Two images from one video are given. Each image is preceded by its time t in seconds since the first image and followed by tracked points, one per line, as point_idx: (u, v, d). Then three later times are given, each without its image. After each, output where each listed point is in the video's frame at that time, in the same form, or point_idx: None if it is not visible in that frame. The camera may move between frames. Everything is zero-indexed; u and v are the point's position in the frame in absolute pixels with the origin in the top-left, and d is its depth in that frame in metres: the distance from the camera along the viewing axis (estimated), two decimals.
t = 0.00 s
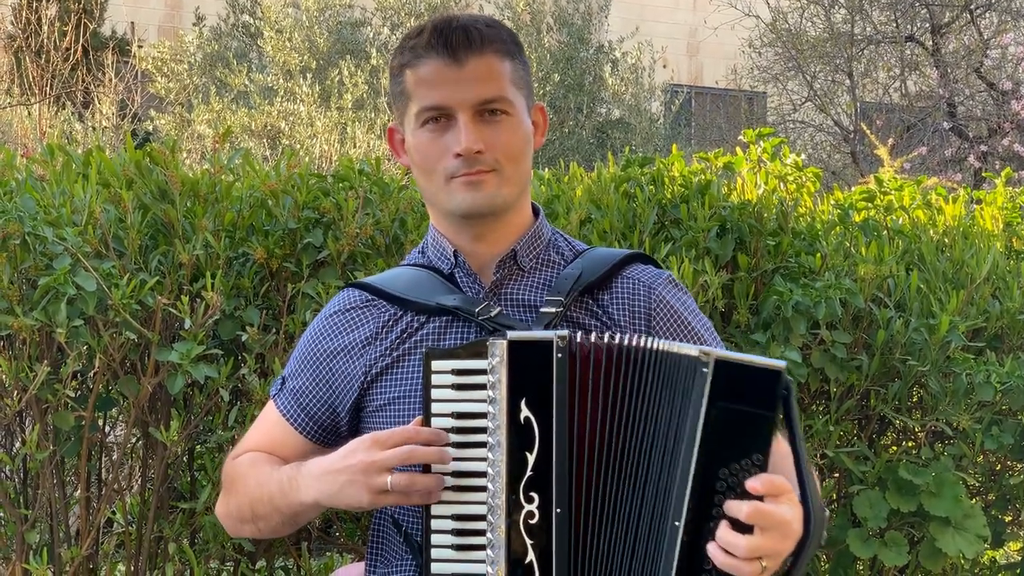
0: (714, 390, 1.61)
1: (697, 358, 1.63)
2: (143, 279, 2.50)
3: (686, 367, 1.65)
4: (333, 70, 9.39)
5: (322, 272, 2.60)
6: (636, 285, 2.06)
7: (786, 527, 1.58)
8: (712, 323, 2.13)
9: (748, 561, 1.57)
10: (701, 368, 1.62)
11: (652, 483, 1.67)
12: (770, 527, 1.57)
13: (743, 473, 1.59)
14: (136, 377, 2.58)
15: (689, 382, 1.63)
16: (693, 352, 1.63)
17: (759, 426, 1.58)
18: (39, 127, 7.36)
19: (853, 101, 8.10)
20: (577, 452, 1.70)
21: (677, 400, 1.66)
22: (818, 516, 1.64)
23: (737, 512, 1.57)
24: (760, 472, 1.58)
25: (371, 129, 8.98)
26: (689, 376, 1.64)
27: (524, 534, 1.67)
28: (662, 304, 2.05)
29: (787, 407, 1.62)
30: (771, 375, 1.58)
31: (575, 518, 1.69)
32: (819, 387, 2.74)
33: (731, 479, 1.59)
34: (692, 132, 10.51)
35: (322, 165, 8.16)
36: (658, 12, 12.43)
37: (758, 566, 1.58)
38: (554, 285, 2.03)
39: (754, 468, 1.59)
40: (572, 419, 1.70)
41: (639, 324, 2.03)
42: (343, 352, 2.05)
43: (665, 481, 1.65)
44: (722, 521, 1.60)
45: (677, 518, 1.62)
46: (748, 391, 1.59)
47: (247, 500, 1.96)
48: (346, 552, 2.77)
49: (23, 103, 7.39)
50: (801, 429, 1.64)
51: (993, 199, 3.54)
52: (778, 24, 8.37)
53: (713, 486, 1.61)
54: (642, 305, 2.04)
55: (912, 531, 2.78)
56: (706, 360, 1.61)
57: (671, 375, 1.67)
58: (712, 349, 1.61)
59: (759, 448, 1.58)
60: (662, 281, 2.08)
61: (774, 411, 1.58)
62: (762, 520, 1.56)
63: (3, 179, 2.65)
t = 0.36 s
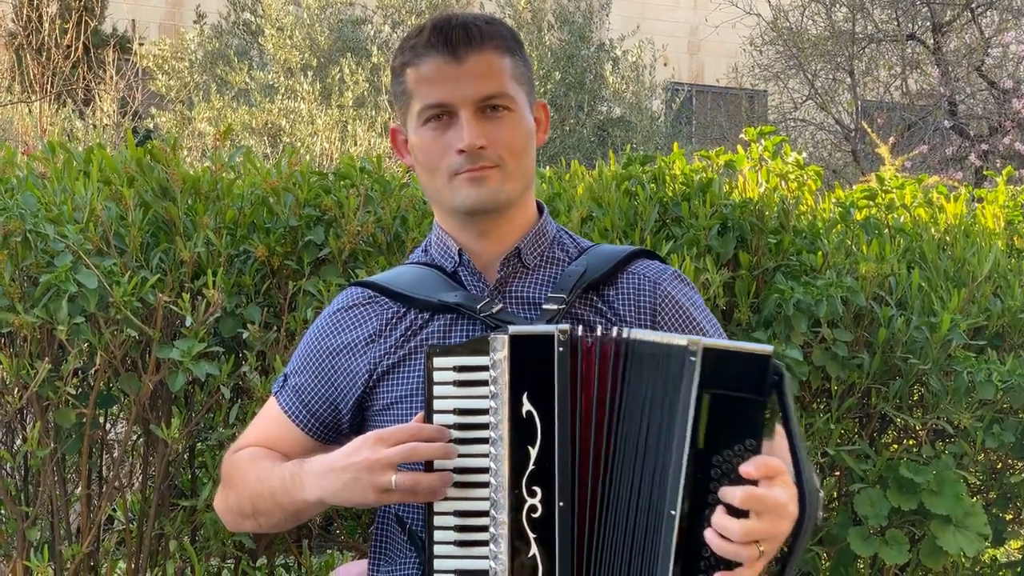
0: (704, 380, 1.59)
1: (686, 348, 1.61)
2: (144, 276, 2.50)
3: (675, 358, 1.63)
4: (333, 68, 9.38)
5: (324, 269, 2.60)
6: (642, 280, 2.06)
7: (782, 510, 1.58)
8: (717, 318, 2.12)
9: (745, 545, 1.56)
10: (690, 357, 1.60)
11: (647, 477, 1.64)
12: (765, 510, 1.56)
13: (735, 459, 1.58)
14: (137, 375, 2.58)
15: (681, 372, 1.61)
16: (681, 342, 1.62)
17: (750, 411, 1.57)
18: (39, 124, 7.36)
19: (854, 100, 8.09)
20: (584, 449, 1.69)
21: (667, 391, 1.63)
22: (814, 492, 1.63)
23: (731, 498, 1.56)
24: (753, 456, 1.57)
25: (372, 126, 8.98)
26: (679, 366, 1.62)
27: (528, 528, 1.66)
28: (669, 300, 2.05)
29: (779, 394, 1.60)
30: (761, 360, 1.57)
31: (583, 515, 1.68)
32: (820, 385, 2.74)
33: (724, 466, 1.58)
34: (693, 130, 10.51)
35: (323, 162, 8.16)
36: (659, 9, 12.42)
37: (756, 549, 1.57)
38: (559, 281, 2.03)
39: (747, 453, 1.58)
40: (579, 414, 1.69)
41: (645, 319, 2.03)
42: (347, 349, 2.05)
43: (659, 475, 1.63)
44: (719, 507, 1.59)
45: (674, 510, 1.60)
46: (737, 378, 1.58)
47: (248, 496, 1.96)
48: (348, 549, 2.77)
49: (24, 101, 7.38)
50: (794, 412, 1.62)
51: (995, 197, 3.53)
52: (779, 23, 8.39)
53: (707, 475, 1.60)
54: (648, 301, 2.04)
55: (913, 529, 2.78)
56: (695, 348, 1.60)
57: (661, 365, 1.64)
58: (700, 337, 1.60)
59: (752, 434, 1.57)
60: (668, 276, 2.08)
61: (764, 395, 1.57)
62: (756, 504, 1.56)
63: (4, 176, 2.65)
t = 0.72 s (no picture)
0: (712, 384, 1.61)
1: (695, 351, 1.63)
2: (142, 275, 2.50)
3: (684, 363, 1.64)
4: (332, 66, 9.37)
5: (322, 268, 2.60)
6: (633, 280, 2.06)
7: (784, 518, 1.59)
8: (707, 319, 2.13)
9: (745, 553, 1.58)
10: (699, 360, 1.62)
11: (648, 481, 1.66)
12: (766, 518, 1.57)
13: (740, 465, 1.60)
14: (135, 373, 2.57)
15: (687, 377, 1.63)
16: (691, 346, 1.64)
17: (756, 418, 1.60)
18: (38, 123, 7.35)
19: (852, 98, 8.10)
20: (586, 450, 1.70)
21: (674, 393, 1.65)
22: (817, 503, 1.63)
23: (733, 505, 1.57)
24: (758, 463, 1.59)
25: (370, 125, 8.97)
26: (686, 367, 1.64)
27: (522, 526, 1.67)
28: (660, 299, 2.05)
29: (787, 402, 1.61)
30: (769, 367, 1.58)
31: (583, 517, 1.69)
32: (819, 383, 2.74)
33: (729, 470, 1.60)
34: (692, 128, 10.51)
35: (322, 161, 8.16)
36: (657, 7, 12.42)
37: (757, 557, 1.58)
38: (551, 280, 2.02)
39: (753, 460, 1.60)
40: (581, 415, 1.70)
41: (636, 318, 2.03)
42: (340, 348, 2.05)
43: (660, 475, 1.65)
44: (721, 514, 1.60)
45: (675, 512, 1.61)
46: (746, 384, 1.60)
47: (242, 490, 1.97)
48: (346, 548, 2.78)
49: (23, 100, 7.38)
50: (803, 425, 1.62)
51: (993, 195, 3.52)
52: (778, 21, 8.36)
53: (711, 478, 1.62)
54: (639, 300, 2.05)
55: (911, 528, 2.78)
56: (705, 352, 1.61)
57: (669, 370, 1.66)
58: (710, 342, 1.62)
59: (758, 440, 1.60)
60: (659, 276, 2.08)
61: (772, 403, 1.59)
62: (758, 511, 1.56)
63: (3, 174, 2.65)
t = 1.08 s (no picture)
0: (725, 389, 1.63)
1: (708, 355, 1.65)
2: (138, 274, 2.50)
3: (697, 365, 1.66)
4: (328, 64, 9.36)
5: (318, 266, 2.60)
6: (633, 281, 2.06)
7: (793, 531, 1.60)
8: (707, 317, 2.13)
9: (752, 564, 1.58)
10: (713, 364, 1.64)
11: (655, 484, 1.67)
12: (777, 532, 1.58)
13: (749, 471, 1.61)
14: (131, 372, 2.57)
15: (699, 381, 1.65)
16: (704, 349, 1.66)
17: (766, 426, 1.61)
18: (33, 122, 7.34)
19: (849, 95, 8.10)
20: (574, 448, 1.69)
21: (681, 397, 1.68)
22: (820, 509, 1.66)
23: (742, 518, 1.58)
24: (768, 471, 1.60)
25: (367, 123, 8.96)
26: (695, 370, 1.67)
27: (521, 527, 1.66)
28: (659, 300, 2.05)
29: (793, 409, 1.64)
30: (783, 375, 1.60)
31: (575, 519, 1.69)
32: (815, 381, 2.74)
33: (737, 477, 1.61)
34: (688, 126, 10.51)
35: (318, 159, 8.16)
36: (654, 5, 12.42)
37: (761, 568, 1.59)
38: (550, 279, 2.02)
39: (761, 467, 1.61)
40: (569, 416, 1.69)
41: (635, 321, 2.03)
42: (337, 342, 2.05)
43: (669, 480, 1.66)
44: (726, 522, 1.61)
45: (681, 514, 1.63)
46: (756, 391, 1.61)
47: (234, 478, 1.95)
48: (342, 546, 2.77)
49: (18, 99, 7.36)
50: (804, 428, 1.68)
51: (989, 193, 3.52)
52: (774, 19, 8.35)
53: (718, 485, 1.63)
54: (638, 302, 2.04)
55: (908, 525, 2.79)
56: (719, 357, 1.64)
57: (678, 374, 1.69)
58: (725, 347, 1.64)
59: (767, 448, 1.61)
60: (659, 276, 2.08)
61: (782, 411, 1.61)
62: (770, 527, 1.57)
63: None
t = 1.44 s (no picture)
0: (679, 369, 1.54)
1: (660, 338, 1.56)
2: (134, 273, 2.50)
3: (651, 349, 1.58)
4: (325, 64, 9.35)
5: (315, 266, 2.60)
6: (633, 276, 2.06)
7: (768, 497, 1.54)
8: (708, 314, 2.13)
9: (736, 532, 1.51)
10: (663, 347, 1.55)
11: (631, 473, 1.60)
12: (753, 496, 1.52)
13: (719, 446, 1.53)
14: (128, 372, 2.57)
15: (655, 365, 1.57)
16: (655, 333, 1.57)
17: (725, 399, 1.52)
18: (29, 122, 7.33)
19: (845, 95, 8.14)
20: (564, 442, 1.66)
21: (642, 377, 1.60)
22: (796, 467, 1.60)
23: (718, 491, 1.51)
24: (738, 440, 1.52)
25: (364, 122, 8.96)
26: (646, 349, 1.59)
27: (519, 523, 1.65)
28: (661, 296, 2.05)
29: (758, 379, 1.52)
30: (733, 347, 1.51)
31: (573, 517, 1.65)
32: (812, 380, 2.74)
33: (707, 454, 1.53)
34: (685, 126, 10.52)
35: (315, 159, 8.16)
36: (650, 5, 12.42)
37: (748, 535, 1.52)
38: (551, 276, 2.02)
39: (729, 439, 1.52)
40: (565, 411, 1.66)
41: (637, 316, 2.04)
42: (337, 341, 2.05)
43: (642, 469, 1.59)
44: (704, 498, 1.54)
45: (659, 501, 1.56)
46: (710, 367, 1.52)
47: (231, 475, 1.95)
48: (339, 546, 2.77)
49: (14, 98, 7.34)
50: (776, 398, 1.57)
51: (985, 191, 3.52)
52: (771, 18, 8.41)
53: (690, 465, 1.54)
54: (639, 297, 2.05)
55: (904, 524, 2.79)
56: (667, 339, 1.54)
57: (637, 360, 1.60)
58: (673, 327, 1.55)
59: (732, 419, 1.52)
60: (660, 273, 2.09)
61: (739, 380, 1.51)
62: (744, 493, 1.51)
63: None
